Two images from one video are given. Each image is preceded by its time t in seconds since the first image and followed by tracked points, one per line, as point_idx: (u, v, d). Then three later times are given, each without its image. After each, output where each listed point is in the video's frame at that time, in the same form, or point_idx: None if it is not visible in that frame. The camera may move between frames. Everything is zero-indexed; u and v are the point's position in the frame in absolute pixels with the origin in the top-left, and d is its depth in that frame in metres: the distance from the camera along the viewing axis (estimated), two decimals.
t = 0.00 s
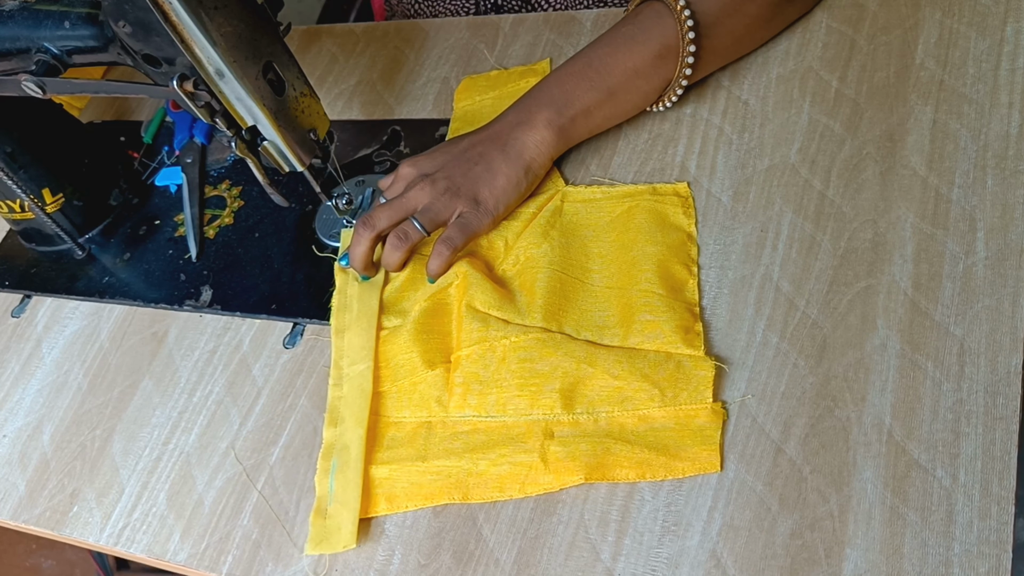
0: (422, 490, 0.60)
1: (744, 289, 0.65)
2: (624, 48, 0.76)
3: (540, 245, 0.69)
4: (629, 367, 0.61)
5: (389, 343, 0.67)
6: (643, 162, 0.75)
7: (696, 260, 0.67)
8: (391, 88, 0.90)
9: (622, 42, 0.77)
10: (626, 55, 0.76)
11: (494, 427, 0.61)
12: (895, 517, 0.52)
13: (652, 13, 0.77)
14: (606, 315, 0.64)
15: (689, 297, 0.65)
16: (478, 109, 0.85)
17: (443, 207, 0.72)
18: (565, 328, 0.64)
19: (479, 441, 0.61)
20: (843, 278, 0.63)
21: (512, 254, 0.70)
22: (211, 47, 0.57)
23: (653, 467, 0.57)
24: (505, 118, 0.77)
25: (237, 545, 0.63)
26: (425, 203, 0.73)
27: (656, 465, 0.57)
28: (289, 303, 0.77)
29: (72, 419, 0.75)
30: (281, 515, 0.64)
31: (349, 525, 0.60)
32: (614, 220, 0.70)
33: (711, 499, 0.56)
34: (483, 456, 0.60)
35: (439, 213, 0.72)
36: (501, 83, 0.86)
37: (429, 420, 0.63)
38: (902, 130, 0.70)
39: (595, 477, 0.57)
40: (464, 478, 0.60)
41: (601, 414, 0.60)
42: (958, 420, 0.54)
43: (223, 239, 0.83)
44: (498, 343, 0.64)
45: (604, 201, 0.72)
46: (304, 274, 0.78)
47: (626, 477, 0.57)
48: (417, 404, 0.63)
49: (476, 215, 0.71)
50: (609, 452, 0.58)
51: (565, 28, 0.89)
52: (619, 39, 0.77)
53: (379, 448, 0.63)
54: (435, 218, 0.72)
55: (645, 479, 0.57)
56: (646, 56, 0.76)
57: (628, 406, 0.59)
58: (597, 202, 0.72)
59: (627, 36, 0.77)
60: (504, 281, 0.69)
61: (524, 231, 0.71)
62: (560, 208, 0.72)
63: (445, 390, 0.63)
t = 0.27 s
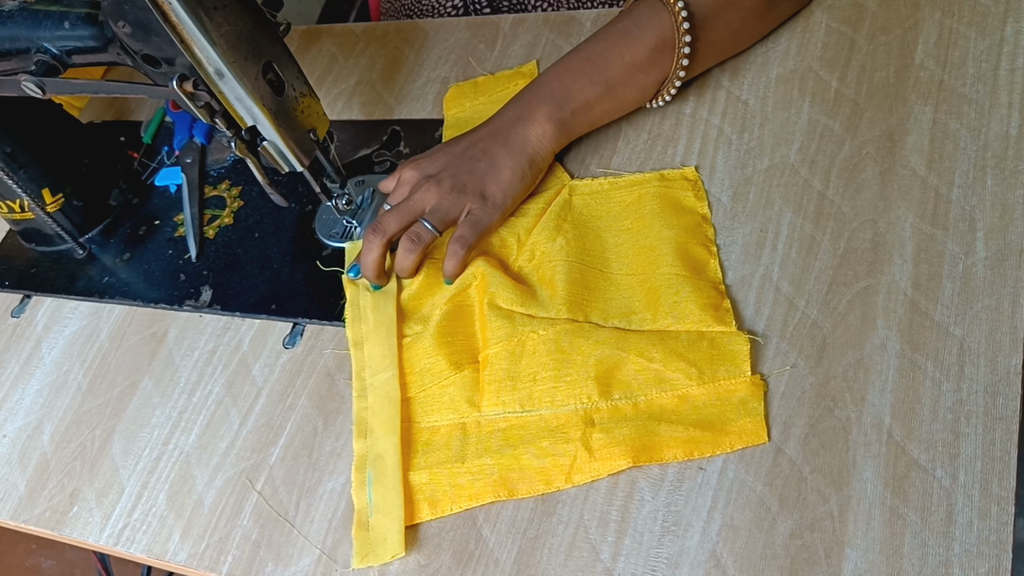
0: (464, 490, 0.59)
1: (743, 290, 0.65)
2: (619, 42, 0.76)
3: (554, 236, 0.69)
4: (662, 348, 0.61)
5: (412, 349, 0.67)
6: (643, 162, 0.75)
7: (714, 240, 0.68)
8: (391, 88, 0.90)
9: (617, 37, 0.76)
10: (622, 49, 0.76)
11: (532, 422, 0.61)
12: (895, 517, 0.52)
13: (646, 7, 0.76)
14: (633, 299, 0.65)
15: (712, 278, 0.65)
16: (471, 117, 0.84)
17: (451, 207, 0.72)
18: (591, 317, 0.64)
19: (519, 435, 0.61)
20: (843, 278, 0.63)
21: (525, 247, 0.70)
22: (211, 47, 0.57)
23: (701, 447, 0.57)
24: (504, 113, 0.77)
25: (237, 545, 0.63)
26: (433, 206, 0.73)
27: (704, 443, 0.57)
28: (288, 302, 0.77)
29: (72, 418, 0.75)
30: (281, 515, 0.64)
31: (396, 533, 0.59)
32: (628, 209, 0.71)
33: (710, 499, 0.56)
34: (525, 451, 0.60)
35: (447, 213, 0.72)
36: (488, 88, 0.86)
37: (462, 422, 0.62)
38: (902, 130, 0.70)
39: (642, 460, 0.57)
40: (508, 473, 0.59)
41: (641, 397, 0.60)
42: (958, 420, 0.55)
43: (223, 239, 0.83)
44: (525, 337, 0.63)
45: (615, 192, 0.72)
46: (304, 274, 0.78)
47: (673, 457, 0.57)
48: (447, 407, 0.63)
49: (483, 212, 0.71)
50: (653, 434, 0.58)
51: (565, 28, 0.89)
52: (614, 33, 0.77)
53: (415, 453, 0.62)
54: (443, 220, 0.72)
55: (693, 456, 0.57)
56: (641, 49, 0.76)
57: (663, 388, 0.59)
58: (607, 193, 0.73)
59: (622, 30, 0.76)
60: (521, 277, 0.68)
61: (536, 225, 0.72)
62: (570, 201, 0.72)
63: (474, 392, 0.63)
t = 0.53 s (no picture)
0: (550, 428, 0.61)
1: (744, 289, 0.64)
2: (640, 28, 0.77)
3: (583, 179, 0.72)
4: (711, 260, 0.64)
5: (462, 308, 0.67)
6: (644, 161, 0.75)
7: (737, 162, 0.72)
8: (391, 88, 0.90)
9: (640, 23, 0.77)
10: (642, 36, 0.77)
11: (603, 352, 0.62)
12: (896, 517, 0.52)
13: None
14: (677, 218, 0.67)
15: (743, 197, 0.68)
16: (472, 93, 0.86)
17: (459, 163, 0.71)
18: (639, 243, 0.66)
19: (591, 369, 0.62)
20: (843, 278, 0.63)
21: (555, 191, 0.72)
22: (211, 46, 0.57)
23: (772, 341, 0.60)
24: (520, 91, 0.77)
25: (238, 545, 0.63)
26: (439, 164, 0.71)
27: (777, 341, 0.60)
28: (289, 303, 0.76)
29: (72, 419, 0.75)
30: (281, 515, 0.64)
31: (495, 478, 0.59)
32: (651, 148, 0.73)
33: (710, 500, 0.56)
34: (601, 382, 0.61)
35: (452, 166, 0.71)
36: (476, 67, 0.87)
37: (531, 366, 0.63)
38: (902, 130, 0.70)
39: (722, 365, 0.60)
40: (591, 405, 0.61)
41: (705, 310, 0.62)
42: (958, 420, 0.55)
43: (223, 239, 0.83)
44: (579, 278, 0.64)
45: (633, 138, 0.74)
46: (304, 274, 0.78)
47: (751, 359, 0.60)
48: (513, 356, 0.64)
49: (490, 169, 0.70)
50: (723, 336, 0.61)
51: (565, 27, 0.89)
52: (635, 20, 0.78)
53: (491, 402, 0.63)
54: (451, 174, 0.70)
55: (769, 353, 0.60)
56: (663, 39, 0.77)
57: (718, 297, 0.62)
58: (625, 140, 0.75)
59: (644, 17, 0.78)
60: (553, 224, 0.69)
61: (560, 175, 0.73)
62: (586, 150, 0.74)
63: (536, 339, 0.64)
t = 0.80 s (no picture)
0: (559, 404, 0.62)
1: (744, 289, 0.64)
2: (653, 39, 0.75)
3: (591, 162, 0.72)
4: (722, 241, 0.64)
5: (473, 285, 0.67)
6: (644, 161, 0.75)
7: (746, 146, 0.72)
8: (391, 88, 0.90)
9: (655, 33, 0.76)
10: (659, 45, 0.75)
11: (613, 330, 0.63)
12: (896, 518, 0.52)
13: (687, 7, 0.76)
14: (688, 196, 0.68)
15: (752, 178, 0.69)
16: (481, 80, 0.86)
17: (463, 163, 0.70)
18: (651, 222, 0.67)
19: (601, 346, 0.62)
20: (843, 278, 0.63)
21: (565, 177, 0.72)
22: (211, 47, 0.57)
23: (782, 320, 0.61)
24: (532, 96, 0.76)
25: (238, 545, 0.63)
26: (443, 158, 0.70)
27: (786, 316, 0.61)
28: (289, 303, 0.76)
29: (72, 419, 0.75)
30: (281, 515, 0.64)
31: (503, 451, 0.60)
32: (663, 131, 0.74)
33: (711, 500, 0.56)
34: (610, 359, 0.62)
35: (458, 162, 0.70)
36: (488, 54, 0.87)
37: (542, 344, 0.64)
38: (902, 130, 0.70)
39: (730, 342, 0.61)
40: (599, 381, 0.62)
41: (716, 290, 0.62)
42: (959, 420, 0.55)
43: (223, 239, 0.83)
44: (589, 257, 0.64)
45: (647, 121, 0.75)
46: (304, 274, 0.78)
47: (759, 335, 0.61)
48: (523, 333, 0.64)
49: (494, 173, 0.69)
50: (732, 314, 0.61)
51: (566, 28, 0.89)
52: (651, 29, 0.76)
53: (501, 378, 0.63)
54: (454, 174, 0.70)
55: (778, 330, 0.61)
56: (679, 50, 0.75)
57: (728, 275, 0.62)
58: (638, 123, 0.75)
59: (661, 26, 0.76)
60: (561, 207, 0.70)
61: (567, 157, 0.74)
62: (596, 133, 0.75)
63: (547, 315, 0.64)
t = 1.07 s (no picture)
0: (558, 403, 0.62)
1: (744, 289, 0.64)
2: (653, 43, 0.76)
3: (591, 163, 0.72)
4: (722, 241, 0.64)
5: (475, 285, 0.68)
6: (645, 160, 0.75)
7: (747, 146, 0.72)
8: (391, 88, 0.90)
9: (656, 37, 0.76)
10: (661, 50, 0.75)
11: (613, 331, 0.62)
12: (896, 517, 0.52)
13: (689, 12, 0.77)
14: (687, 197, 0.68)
15: (752, 178, 0.69)
16: (478, 82, 0.85)
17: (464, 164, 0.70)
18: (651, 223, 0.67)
19: (600, 345, 0.62)
20: (843, 279, 0.63)
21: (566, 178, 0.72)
22: (211, 47, 0.57)
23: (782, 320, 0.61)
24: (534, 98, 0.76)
25: (237, 545, 0.63)
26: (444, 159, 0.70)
27: (785, 316, 0.61)
28: (289, 303, 0.76)
29: (72, 419, 0.75)
30: (281, 515, 0.64)
31: (502, 451, 0.60)
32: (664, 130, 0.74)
33: (711, 499, 0.56)
34: (610, 360, 0.62)
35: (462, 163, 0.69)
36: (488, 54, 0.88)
37: (542, 343, 0.64)
38: (902, 130, 0.70)
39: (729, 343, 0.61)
40: (598, 381, 0.62)
41: (716, 290, 0.62)
42: (959, 420, 0.54)
43: (223, 239, 0.83)
44: (590, 257, 0.64)
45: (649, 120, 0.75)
46: (304, 274, 0.78)
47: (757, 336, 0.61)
48: (523, 333, 0.64)
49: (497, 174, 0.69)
50: (732, 315, 0.61)
51: (566, 28, 0.89)
52: (651, 34, 0.76)
53: (501, 377, 0.63)
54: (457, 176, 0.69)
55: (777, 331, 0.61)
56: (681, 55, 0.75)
57: (729, 275, 0.62)
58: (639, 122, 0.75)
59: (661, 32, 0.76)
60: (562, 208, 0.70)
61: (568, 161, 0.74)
62: (597, 134, 0.75)
63: (548, 316, 0.65)
